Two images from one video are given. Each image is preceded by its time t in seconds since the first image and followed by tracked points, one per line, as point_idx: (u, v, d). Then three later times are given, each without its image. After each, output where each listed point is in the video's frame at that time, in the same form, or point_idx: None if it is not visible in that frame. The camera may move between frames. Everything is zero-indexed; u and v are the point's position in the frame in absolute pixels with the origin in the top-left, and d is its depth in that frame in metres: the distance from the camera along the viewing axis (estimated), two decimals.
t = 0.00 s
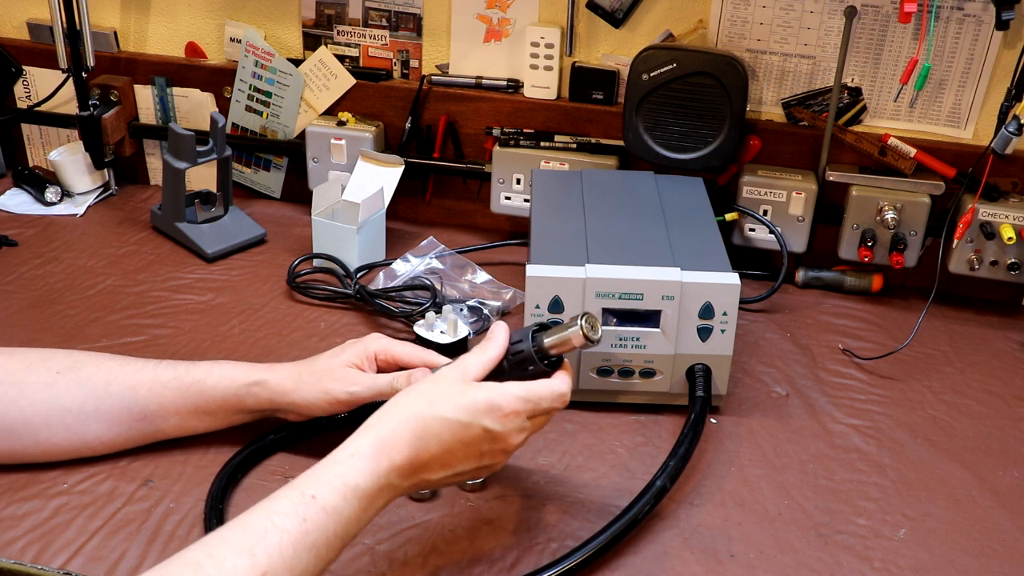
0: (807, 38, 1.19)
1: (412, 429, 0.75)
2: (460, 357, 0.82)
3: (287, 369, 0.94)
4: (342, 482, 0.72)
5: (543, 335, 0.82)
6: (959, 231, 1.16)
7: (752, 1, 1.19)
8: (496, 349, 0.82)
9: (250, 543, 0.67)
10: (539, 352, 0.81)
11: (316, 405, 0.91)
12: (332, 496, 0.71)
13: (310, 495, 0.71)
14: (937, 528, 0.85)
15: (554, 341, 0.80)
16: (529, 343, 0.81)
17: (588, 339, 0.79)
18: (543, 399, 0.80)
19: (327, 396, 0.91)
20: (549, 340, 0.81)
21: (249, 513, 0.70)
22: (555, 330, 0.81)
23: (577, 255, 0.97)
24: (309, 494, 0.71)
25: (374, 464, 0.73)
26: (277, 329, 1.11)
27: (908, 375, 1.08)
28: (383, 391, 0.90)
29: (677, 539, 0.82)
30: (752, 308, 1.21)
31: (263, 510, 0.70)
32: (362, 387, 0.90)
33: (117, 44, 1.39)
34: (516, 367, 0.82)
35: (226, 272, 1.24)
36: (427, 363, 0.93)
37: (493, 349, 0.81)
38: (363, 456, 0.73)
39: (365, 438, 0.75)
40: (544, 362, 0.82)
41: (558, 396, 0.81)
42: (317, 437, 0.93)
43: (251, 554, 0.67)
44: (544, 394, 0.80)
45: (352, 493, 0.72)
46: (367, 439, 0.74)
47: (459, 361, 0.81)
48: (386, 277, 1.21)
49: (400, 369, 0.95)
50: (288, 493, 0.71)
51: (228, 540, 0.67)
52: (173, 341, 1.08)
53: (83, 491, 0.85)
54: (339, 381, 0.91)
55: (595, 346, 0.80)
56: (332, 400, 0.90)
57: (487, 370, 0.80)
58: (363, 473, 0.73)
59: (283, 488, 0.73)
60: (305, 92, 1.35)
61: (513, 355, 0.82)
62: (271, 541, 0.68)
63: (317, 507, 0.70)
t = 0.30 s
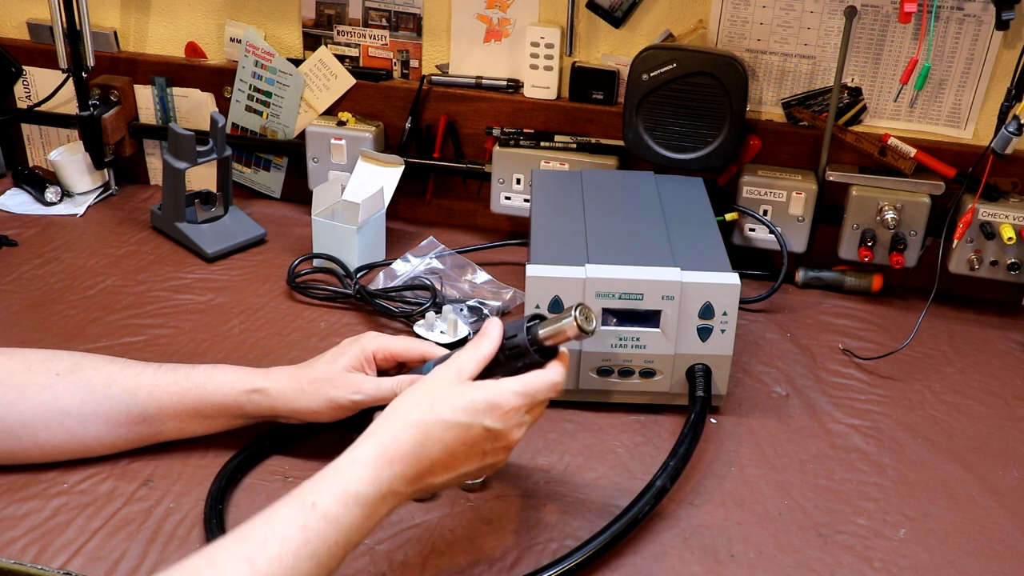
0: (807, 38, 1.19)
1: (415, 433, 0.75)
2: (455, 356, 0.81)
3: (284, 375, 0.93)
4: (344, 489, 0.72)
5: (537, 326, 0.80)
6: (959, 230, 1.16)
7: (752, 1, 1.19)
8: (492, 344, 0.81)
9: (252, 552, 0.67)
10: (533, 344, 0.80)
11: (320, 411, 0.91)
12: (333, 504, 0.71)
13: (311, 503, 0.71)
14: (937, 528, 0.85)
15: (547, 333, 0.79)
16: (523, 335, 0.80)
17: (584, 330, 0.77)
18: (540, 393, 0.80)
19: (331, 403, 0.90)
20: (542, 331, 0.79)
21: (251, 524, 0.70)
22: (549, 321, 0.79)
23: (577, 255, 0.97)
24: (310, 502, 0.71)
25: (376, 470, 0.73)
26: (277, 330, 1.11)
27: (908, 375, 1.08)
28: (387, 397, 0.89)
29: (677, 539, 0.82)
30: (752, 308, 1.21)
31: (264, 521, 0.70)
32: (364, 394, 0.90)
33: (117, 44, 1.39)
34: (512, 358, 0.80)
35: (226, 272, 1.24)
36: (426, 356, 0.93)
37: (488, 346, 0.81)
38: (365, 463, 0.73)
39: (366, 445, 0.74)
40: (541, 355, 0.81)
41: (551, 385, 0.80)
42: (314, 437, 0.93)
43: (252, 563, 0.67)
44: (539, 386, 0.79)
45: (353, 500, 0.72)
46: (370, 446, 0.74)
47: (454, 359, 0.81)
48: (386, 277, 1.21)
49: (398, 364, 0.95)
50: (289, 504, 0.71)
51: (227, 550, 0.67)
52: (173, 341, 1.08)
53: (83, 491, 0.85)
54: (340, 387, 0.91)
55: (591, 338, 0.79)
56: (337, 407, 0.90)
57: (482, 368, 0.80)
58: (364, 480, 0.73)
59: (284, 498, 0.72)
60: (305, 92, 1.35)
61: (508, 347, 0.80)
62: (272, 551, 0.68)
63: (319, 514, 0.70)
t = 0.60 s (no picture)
0: (807, 38, 1.19)
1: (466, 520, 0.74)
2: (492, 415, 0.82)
3: (287, 374, 0.93)
4: (387, 560, 0.70)
5: (546, 335, 0.82)
6: (959, 231, 1.16)
7: (752, 1, 1.19)
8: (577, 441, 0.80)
9: None
10: (544, 352, 0.82)
11: (322, 410, 0.91)
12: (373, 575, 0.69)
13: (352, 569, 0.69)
14: (937, 528, 0.85)
15: (557, 343, 0.81)
16: (533, 344, 0.82)
17: (593, 339, 0.80)
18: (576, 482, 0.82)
19: (333, 401, 0.90)
20: (552, 342, 0.81)
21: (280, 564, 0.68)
22: (559, 330, 0.81)
23: (577, 255, 0.97)
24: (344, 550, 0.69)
25: (420, 546, 0.72)
26: (277, 329, 1.11)
27: (908, 375, 1.08)
28: (388, 396, 0.88)
29: (677, 539, 0.82)
30: (752, 308, 1.21)
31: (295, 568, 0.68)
32: (367, 392, 0.89)
33: (117, 44, 1.39)
34: (524, 366, 0.82)
35: (226, 272, 1.24)
36: (428, 359, 0.94)
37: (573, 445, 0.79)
38: (414, 538, 0.72)
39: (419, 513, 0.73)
40: (551, 364, 0.82)
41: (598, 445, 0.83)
42: (315, 437, 0.93)
43: None
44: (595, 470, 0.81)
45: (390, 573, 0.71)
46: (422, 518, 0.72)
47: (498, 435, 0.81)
48: (386, 276, 1.21)
49: (400, 366, 0.95)
50: (328, 557, 0.69)
51: None
52: (173, 341, 1.08)
53: (83, 491, 0.85)
54: (342, 385, 0.91)
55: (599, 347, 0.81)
56: (339, 405, 0.90)
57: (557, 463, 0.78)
58: (408, 555, 0.71)
59: (317, 543, 0.70)
60: (305, 92, 1.35)
61: (518, 355, 0.82)
62: None
63: None
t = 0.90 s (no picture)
0: (807, 38, 1.19)
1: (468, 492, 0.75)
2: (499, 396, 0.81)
3: (288, 374, 0.93)
4: (389, 538, 0.71)
5: (548, 333, 0.82)
6: (959, 231, 1.16)
7: (752, 1, 1.19)
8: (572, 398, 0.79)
9: None
10: (547, 349, 0.82)
11: (323, 409, 0.90)
12: (376, 553, 0.70)
13: (354, 548, 0.69)
14: (937, 528, 0.85)
15: (559, 339, 0.81)
16: (535, 341, 0.82)
17: (595, 336, 0.79)
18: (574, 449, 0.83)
19: (334, 401, 0.90)
20: (554, 338, 0.81)
21: (281, 548, 0.68)
22: (561, 327, 0.80)
23: (577, 255, 0.97)
24: (342, 533, 0.70)
25: (423, 521, 0.73)
26: (277, 330, 1.11)
27: (908, 375, 1.08)
28: (390, 396, 0.88)
29: (677, 539, 0.82)
30: (752, 308, 1.21)
31: (296, 551, 0.68)
32: (369, 392, 0.89)
33: (117, 44, 1.39)
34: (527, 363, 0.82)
35: (226, 272, 1.24)
36: (428, 359, 0.94)
37: (567, 404, 0.78)
38: (416, 512, 0.72)
39: (418, 487, 0.73)
40: (551, 360, 0.82)
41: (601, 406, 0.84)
42: (315, 437, 0.93)
43: None
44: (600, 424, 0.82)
45: (393, 552, 0.71)
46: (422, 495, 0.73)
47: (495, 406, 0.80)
48: (386, 277, 1.21)
49: (400, 365, 0.95)
50: (330, 539, 0.69)
51: None
52: (173, 341, 1.08)
53: (83, 491, 0.85)
54: (344, 385, 0.90)
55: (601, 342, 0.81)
56: (341, 405, 0.90)
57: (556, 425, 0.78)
58: (411, 530, 0.72)
59: (318, 526, 0.70)
60: (305, 92, 1.35)
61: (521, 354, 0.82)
62: None
63: (361, 564, 0.69)
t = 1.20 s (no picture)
0: (807, 38, 1.19)
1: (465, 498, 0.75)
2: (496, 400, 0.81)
3: (288, 372, 0.93)
4: (385, 543, 0.71)
5: (551, 331, 0.81)
6: (959, 231, 1.16)
7: (752, 1, 1.19)
8: (570, 401, 0.79)
9: None
10: (549, 347, 0.82)
11: (323, 408, 0.90)
12: (372, 558, 0.70)
13: (350, 554, 0.69)
14: (937, 528, 0.85)
15: (561, 337, 0.80)
16: (537, 339, 0.82)
17: (596, 333, 0.79)
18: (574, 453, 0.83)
19: (335, 399, 0.90)
20: (556, 336, 0.81)
21: (277, 554, 0.68)
22: (562, 325, 0.81)
23: (577, 255, 0.97)
24: (340, 541, 0.69)
25: (420, 526, 0.73)
26: (277, 329, 1.11)
27: (908, 375, 1.08)
28: (390, 393, 0.88)
29: (677, 539, 0.82)
30: (752, 308, 1.21)
31: (292, 557, 0.68)
32: (369, 389, 0.89)
33: (117, 44, 1.39)
34: (528, 361, 0.82)
35: (226, 272, 1.24)
36: (428, 358, 0.94)
37: (566, 408, 0.78)
38: (411, 518, 0.72)
39: (415, 493, 0.73)
40: (554, 358, 0.82)
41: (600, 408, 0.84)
42: (315, 436, 0.93)
43: None
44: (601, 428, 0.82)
45: (390, 557, 0.71)
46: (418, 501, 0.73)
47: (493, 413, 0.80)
48: (386, 277, 1.21)
49: (400, 364, 0.95)
50: (326, 545, 0.69)
51: None
52: (173, 341, 1.08)
53: (83, 491, 0.85)
54: (344, 382, 0.90)
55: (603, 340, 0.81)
56: (341, 402, 0.90)
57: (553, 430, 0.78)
58: (408, 536, 0.72)
59: (314, 532, 0.70)
60: (305, 92, 1.35)
61: (523, 352, 0.82)
62: None
63: (357, 569, 0.69)
